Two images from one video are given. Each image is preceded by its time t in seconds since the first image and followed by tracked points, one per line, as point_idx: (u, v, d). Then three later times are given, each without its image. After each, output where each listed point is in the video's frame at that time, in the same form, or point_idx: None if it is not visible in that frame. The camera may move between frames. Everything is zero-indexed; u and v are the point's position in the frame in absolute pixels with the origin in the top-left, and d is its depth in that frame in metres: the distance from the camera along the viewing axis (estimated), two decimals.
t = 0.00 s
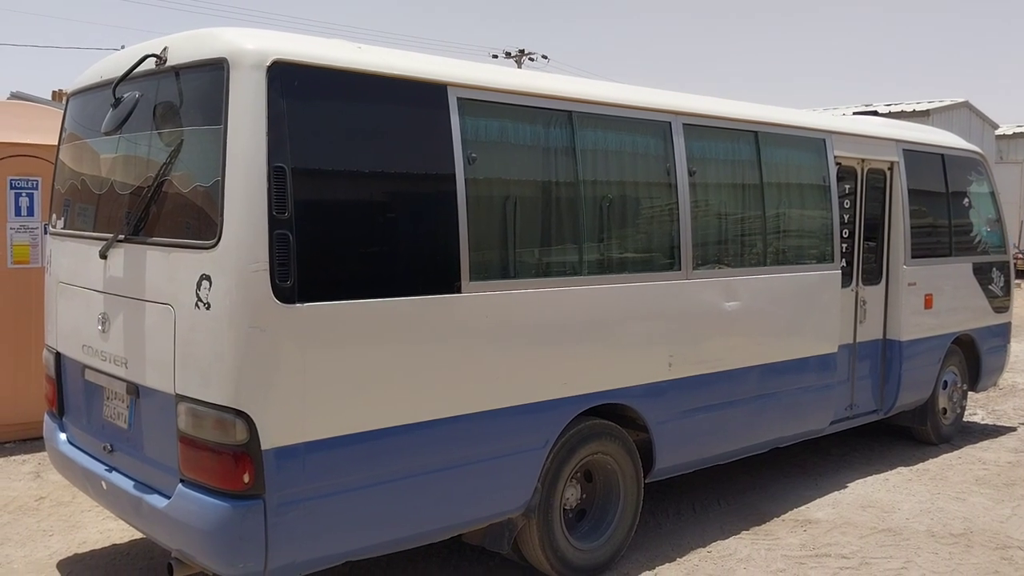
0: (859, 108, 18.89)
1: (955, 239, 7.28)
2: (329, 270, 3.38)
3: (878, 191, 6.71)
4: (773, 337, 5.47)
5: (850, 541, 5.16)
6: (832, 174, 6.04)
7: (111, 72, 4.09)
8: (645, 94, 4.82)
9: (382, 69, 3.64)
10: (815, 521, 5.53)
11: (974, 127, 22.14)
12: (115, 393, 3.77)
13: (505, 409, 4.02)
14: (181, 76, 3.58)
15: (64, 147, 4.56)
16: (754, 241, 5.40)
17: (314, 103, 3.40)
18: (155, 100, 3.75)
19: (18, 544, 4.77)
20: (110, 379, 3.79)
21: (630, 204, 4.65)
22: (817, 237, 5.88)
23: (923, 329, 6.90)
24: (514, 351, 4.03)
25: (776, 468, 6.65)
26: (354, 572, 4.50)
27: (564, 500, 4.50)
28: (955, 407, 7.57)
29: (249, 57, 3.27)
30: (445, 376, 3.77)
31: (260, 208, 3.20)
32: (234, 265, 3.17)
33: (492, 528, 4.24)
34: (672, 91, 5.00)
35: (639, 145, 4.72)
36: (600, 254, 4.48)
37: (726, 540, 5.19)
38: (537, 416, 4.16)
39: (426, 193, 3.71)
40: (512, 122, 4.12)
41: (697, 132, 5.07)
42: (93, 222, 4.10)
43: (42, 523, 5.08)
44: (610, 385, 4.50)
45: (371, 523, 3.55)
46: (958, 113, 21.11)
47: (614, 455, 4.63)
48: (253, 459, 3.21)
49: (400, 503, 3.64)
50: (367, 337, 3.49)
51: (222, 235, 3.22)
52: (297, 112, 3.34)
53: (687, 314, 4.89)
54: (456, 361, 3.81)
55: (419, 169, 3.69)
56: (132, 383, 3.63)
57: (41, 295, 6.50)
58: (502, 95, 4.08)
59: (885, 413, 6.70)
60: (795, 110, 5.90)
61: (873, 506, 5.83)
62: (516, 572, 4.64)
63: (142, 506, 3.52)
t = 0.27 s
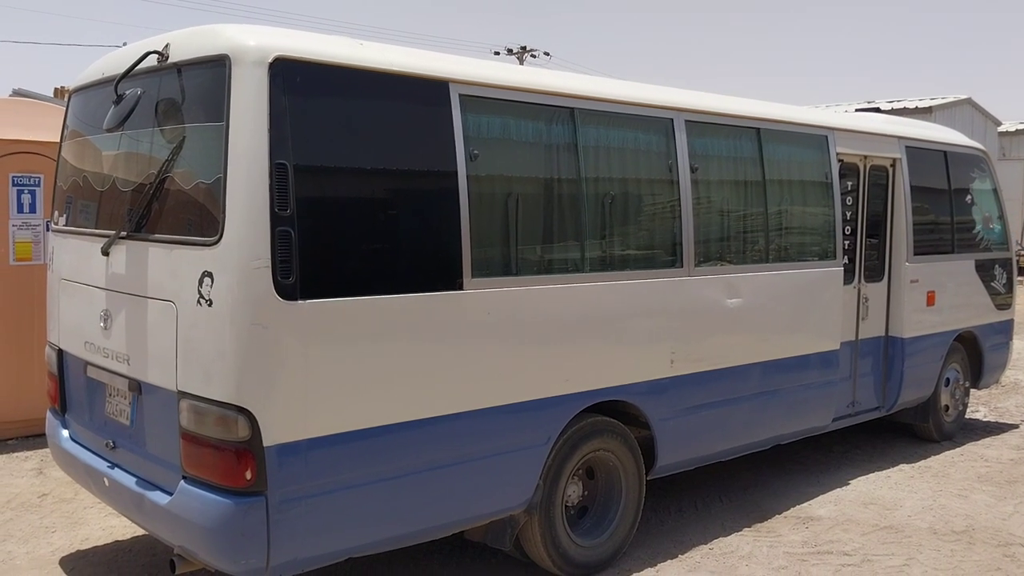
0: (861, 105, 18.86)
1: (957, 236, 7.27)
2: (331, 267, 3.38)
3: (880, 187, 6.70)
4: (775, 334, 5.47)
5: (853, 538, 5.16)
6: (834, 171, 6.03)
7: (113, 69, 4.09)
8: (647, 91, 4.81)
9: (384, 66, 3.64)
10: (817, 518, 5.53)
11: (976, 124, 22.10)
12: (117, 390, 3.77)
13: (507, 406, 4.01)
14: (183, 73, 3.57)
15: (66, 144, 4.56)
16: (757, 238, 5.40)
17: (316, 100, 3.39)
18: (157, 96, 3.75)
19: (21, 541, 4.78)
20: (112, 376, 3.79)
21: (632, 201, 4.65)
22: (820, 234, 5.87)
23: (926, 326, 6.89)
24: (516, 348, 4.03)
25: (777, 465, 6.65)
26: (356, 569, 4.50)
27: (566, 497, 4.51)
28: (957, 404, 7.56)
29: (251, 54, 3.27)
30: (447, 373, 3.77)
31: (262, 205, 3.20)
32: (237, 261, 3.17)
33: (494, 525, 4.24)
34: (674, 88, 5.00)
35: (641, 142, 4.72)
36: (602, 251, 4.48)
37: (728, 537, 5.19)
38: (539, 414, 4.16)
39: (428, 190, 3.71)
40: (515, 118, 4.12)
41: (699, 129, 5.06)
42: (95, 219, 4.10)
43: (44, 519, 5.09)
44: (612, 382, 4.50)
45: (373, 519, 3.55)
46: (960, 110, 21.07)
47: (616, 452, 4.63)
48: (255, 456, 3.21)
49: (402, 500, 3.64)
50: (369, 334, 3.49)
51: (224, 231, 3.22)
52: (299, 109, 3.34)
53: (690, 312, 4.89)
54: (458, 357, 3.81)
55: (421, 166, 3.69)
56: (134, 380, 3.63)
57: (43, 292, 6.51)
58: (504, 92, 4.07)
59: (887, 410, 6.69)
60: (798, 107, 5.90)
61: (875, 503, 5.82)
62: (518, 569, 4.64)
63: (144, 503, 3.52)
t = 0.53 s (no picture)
0: (863, 101, 18.82)
1: (959, 232, 7.26)
2: (333, 262, 3.38)
3: (882, 183, 6.69)
4: (777, 329, 5.46)
5: (854, 534, 5.16)
6: (836, 167, 6.02)
7: (115, 64, 4.08)
8: (649, 86, 4.80)
9: (385, 61, 3.63)
10: (818, 513, 5.53)
11: (978, 119, 22.05)
12: (119, 385, 3.78)
13: (508, 401, 4.01)
14: (184, 68, 3.57)
15: (68, 139, 4.56)
16: (758, 233, 5.39)
17: (317, 95, 3.39)
18: (159, 91, 3.75)
19: (23, 535, 4.79)
20: (114, 371, 3.80)
21: (634, 196, 4.64)
22: (822, 230, 5.87)
23: (927, 322, 6.89)
24: (518, 343, 4.03)
25: (779, 461, 6.65)
26: (357, 564, 4.51)
27: (567, 492, 4.51)
28: (959, 400, 7.56)
29: (252, 49, 3.26)
30: (449, 368, 3.77)
31: (264, 201, 3.20)
32: (238, 257, 3.17)
33: (495, 520, 4.24)
34: (676, 83, 4.99)
35: (643, 138, 4.71)
36: (604, 246, 4.47)
37: (729, 532, 5.19)
38: (540, 409, 4.16)
39: (430, 185, 3.70)
40: (516, 114, 4.11)
41: (701, 125, 5.05)
42: (96, 214, 4.10)
43: (46, 514, 5.10)
44: (613, 378, 4.50)
45: (374, 514, 3.56)
46: (962, 106, 21.03)
47: (617, 447, 4.63)
48: (257, 451, 3.21)
49: (403, 495, 3.64)
50: (371, 330, 3.49)
51: (226, 227, 3.22)
52: (300, 104, 3.34)
53: (691, 307, 4.89)
54: (460, 353, 3.81)
55: (422, 162, 3.68)
56: (136, 375, 3.63)
57: (44, 287, 6.51)
58: (505, 87, 4.07)
59: (888, 405, 6.69)
60: (800, 102, 5.89)
61: (876, 499, 5.83)
62: (520, 564, 4.65)
63: (146, 498, 3.53)
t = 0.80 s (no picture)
0: (864, 96, 18.80)
1: (960, 227, 7.26)
2: (333, 256, 3.38)
3: (883, 178, 6.68)
4: (777, 324, 5.46)
5: (854, 528, 5.17)
6: (837, 161, 6.02)
7: (115, 58, 4.08)
8: (650, 80, 4.80)
9: (386, 55, 3.63)
10: (818, 508, 5.53)
11: (979, 114, 22.01)
12: (120, 379, 3.78)
13: (509, 396, 4.02)
14: (185, 62, 3.57)
15: (69, 134, 4.56)
16: (759, 228, 5.39)
17: (318, 89, 3.39)
18: (159, 86, 3.74)
19: (24, 529, 4.80)
20: (115, 366, 3.80)
21: (635, 191, 4.64)
22: (823, 225, 5.86)
23: (928, 317, 6.89)
24: (518, 338, 4.04)
25: (779, 456, 6.66)
26: (358, 558, 4.52)
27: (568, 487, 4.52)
28: (959, 395, 7.56)
29: (253, 43, 3.26)
30: (449, 363, 3.77)
31: (265, 195, 3.20)
32: (239, 251, 3.17)
33: (496, 514, 4.25)
34: (677, 78, 4.98)
35: (644, 132, 4.71)
36: (605, 241, 4.47)
37: (730, 526, 5.20)
38: (541, 403, 4.16)
39: (431, 180, 3.70)
40: (517, 108, 4.11)
41: (702, 119, 5.05)
42: (97, 208, 4.10)
43: (48, 508, 5.11)
44: (614, 372, 4.50)
45: (375, 508, 3.56)
46: (963, 101, 21.00)
47: (618, 442, 4.64)
48: (258, 445, 3.22)
49: (404, 489, 3.65)
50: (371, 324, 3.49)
51: (227, 221, 3.22)
52: (301, 98, 3.34)
53: (692, 302, 4.89)
54: (460, 347, 3.81)
55: (423, 157, 3.68)
56: (137, 369, 3.63)
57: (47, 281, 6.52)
58: (506, 82, 4.06)
59: (889, 400, 6.69)
60: (801, 97, 5.88)
61: (877, 494, 5.83)
62: (520, 557, 4.65)
63: (147, 492, 3.54)
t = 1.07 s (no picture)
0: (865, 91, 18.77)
1: (960, 223, 7.26)
2: (333, 252, 3.38)
3: (883, 174, 6.68)
4: (776, 320, 5.47)
5: (853, 523, 5.18)
6: (837, 157, 6.01)
7: (115, 53, 4.08)
8: (650, 75, 4.79)
9: (385, 50, 3.62)
10: (817, 503, 5.54)
11: (979, 110, 21.99)
12: (120, 373, 3.78)
13: (508, 391, 4.02)
14: (184, 57, 3.56)
15: (68, 128, 4.56)
16: (759, 224, 5.39)
17: (317, 84, 3.38)
18: (159, 80, 3.74)
19: (24, 523, 4.80)
20: (115, 360, 3.80)
21: (634, 186, 4.64)
22: (822, 220, 5.86)
23: (927, 313, 6.89)
24: (518, 333, 4.04)
25: (778, 451, 6.67)
26: (357, 552, 4.52)
27: (567, 482, 4.52)
28: (958, 390, 7.57)
29: (253, 38, 3.25)
30: (449, 358, 3.77)
31: (264, 190, 3.20)
32: (238, 246, 3.17)
33: (495, 509, 4.26)
34: (677, 73, 4.98)
35: (644, 128, 4.70)
36: (604, 237, 4.47)
37: (729, 521, 5.21)
38: (540, 399, 4.16)
39: (431, 175, 3.70)
40: (517, 103, 4.10)
41: (702, 114, 5.04)
42: (97, 203, 4.10)
43: (47, 502, 5.12)
44: (613, 368, 4.50)
45: (374, 503, 3.57)
46: (963, 96, 20.98)
47: (617, 437, 4.64)
48: (258, 440, 3.22)
49: (403, 483, 3.65)
50: (371, 320, 3.49)
51: (226, 215, 3.22)
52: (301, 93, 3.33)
53: (691, 298, 4.89)
54: (460, 342, 3.81)
55: (423, 152, 3.68)
56: (137, 364, 3.63)
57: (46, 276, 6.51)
58: (506, 77, 4.06)
59: (888, 396, 6.70)
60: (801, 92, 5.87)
61: (875, 489, 5.84)
62: (520, 552, 4.66)
63: (147, 486, 3.54)
